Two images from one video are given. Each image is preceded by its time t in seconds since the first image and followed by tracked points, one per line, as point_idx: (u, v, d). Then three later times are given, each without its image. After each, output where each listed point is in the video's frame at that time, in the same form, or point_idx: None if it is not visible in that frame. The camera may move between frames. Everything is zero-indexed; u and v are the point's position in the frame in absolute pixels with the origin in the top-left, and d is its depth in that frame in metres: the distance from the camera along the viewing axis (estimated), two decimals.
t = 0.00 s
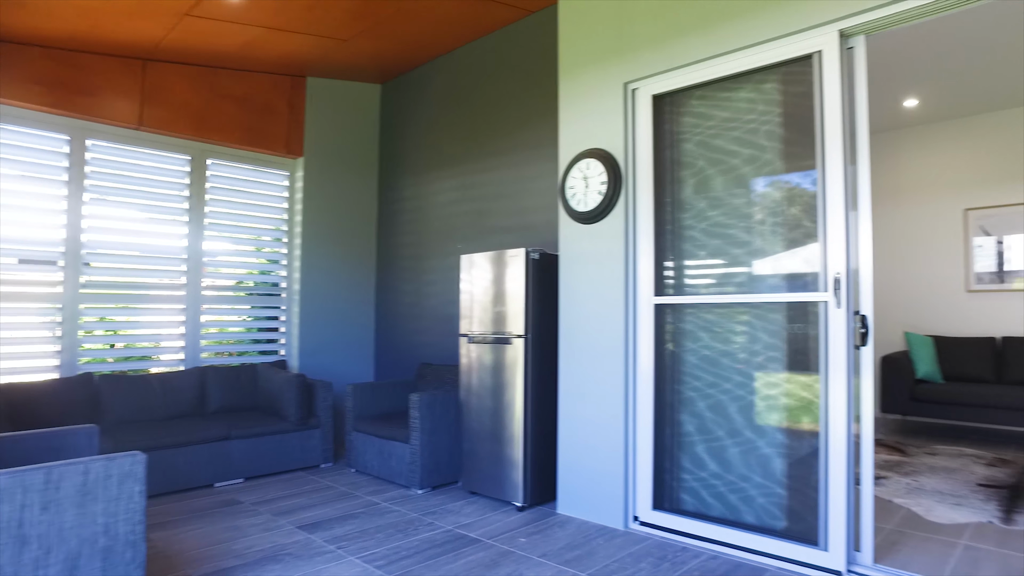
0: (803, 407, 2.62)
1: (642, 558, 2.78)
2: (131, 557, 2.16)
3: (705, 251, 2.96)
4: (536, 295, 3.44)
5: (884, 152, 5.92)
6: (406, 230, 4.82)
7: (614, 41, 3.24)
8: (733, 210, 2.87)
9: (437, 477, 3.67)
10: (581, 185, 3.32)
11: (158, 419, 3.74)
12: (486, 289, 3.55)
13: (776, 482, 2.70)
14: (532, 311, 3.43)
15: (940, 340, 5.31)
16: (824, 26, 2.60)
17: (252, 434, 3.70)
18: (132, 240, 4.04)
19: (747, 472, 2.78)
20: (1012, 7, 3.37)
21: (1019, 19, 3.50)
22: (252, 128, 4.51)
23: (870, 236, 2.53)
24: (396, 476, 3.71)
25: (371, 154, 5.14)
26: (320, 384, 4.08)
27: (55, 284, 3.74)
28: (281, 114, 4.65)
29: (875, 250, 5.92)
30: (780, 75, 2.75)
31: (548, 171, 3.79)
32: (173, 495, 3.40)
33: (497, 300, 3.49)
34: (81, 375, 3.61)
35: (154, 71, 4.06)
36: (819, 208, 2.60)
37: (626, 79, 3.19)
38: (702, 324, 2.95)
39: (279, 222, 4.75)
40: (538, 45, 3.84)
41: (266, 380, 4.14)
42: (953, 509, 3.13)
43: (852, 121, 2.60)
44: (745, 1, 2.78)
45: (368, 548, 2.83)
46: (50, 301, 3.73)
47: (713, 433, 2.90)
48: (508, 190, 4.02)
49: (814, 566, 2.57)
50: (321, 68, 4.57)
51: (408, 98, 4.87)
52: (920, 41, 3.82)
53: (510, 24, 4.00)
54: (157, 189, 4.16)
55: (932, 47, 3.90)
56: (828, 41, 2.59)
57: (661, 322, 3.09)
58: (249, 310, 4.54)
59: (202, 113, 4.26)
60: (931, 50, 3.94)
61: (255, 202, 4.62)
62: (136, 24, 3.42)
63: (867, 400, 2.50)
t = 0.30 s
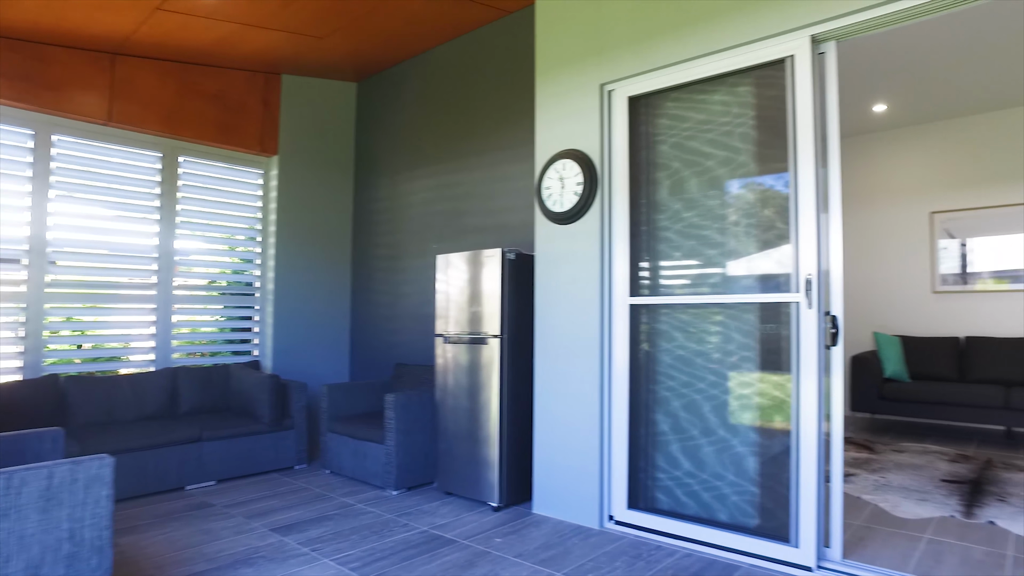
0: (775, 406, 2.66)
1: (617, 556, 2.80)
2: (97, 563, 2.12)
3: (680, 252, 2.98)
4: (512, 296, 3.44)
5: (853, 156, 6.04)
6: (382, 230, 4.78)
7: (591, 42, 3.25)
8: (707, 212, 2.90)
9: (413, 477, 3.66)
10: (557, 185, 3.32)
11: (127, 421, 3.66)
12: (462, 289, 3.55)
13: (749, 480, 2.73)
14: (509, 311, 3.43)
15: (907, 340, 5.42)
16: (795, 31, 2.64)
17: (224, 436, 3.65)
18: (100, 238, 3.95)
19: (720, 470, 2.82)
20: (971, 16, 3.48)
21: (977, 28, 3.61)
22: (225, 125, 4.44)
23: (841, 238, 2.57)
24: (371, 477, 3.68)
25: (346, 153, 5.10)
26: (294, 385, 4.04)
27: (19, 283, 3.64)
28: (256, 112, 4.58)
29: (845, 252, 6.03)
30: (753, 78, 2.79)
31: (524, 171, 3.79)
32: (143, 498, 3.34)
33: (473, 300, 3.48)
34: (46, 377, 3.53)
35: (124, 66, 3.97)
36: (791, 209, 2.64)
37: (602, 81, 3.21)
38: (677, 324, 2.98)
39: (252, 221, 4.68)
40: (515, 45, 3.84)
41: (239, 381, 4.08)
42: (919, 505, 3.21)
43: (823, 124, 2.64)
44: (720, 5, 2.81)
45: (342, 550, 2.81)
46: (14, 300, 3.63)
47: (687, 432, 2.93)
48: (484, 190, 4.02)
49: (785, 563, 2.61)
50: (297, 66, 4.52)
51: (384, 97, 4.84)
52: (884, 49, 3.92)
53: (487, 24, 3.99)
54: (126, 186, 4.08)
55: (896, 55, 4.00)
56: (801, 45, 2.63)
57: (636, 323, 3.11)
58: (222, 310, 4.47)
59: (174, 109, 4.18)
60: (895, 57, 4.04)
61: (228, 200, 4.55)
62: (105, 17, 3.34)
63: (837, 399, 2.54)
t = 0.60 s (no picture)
0: (749, 405, 2.69)
1: (592, 555, 2.81)
2: (61, 570, 2.06)
3: (655, 252, 3.00)
4: (488, 295, 3.44)
5: (823, 159, 6.14)
6: (358, 229, 4.74)
7: (567, 42, 3.26)
8: (683, 212, 2.93)
9: (388, 478, 3.64)
10: (532, 185, 3.32)
11: (95, 423, 3.58)
12: (437, 289, 3.53)
13: (722, 478, 2.76)
14: (485, 311, 3.43)
15: (876, 340, 5.52)
16: (768, 35, 2.67)
17: (195, 438, 3.59)
18: (67, 236, 3.85)
19: (695, 468, 2.84)
20: (932, 25, 3.57)
21: (938, 36, 3.72)
22: (197, 122, 4.36)
23: (812, 239, 2.61)
24: (346, 478, 3.66)
25: (321, 151, 5.04)
26: (267, 385, 3.99)
27: None
28: (229, 109, 4.51)
29: (816, 253, 6.13)
30: (728, 80, 2.81)
31: (501, 171, 3.79)
32: (110, 502, 3.27)
33: (449, 299, 3.47)
34: (10, 379, 3.43)
35: (91, 59, 3.87)
36: (764, 211, 2.67)
37: (578, 82, 3.22)
38: (652, 324, 3.00)
39: (225, 219, 4.61)
40: (491, 45, 3.84)
41: (211, 381, 4.02)
42: (886, 500, 3.28)
43: (795, 128, 2.68)
44: (695, 8, 2.83)
45: (316, 552, 2.78)
46: None
47: (662, 431, 2.95)
48: (460, 190, 4.00)
49: (757, 559, 2.65)
50: (272, 62, 4.45)
51: (359, 95, 4.80)
52: (850, 55, 4.00)
53: (463, 24, 3.98)
54: (94, 183, 3.98)
55: (862, 61, 4.08)
56: (774, 49, 2.66)
57: (612, 322, 3.12)
58: (194, 310, 4.40)
59: (144, 105, 4.09)
60: (861, 63, 4.12)
61: (200, 198, 4.48)
62: (72, 8, 3.26)
63: (808, 398, 2.58)
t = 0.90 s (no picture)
0: (722, 404, 2.72)
1: (567, 554, 2.82)
2: None
3: (630, 253, 3.02)
4: (464, 295, 3.43)
5: (795, 162, 6.24)
6: (333, 228, 4.69)
7: (544, 43, 3.26)
8: (658, 213, 2.95)
9: (363, 479, 3.61)
10: (508, 185, 3.32)
11: (60, 426, 3.50)
12: (413, 289, 3.51)
13: (696, 476, 2.79)
14: (462, 310, 3.42)
15: (845, 340, 5.61)
16: (741, 39, 2.70)
17: (165, 440, 3.52)
18: (32, 234, 3.74)
19: (669, 467, 2.87)
20: (894, 33, 3.66)
21: (901, 44, 3.81)
22: (169, 119, 4.28)
23: (784, 240, 2.65)
24: (320, 480, 3.62)
25: (295, 149, 4.99)
26: (240, 386, 3.94)
27: None
28: (202, 105, 4.43)
29: (788, 254, 6.22)
30: (702, 83, 2.84)
31: (478, 170, 3.78)
32: (76, 507, 3.19)
33: (424, 299, 3.46)
34: None
35: (57, 52, 3.77)
36: (737, 212, 2.70)
37: (554, 83, 3.22)
38: (626, 324, 3.02)
39: (197, 218, 4.54)
40: (468, 45, 3.83)
41: (182, 383, 3.95)
42: (854, 496, 3.34)
43: (767, 131, 2.71)
44: (670, 10, 2.86)
45: (289, 555, 2.74)
46: None
47: (636, 430, 2.97)
48: (436, 190, 3.99)
49: (729, 556, 2.68)
50: (246, 59, 4.39)
51: (334, 93, 4.75)
52: (817, 61, 4.08)
53: (439, 23, 3.97)
54: (60, 179, 3.88)
55: (830, 66, 4.16)
56: (747, 53, 2.70)
57: (587, 322, 3.14)
58: (165, 310, 4.32)
59: (112, 100, 4.00)
60: (829, 68, 4.20)
61: (170, 196, 4.40)
62: None
63: (780, 397, 2.62)
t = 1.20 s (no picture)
0: (697, 403, 2.75)
1: (544, 554, 2.82)
2: None
3: (607, 253, 3.04)
4: (440, 295, 3.42)
5: (769, 164, 6.32)
6: (309, 227, 4.64)
7: (521, 43, 3.26)
8: (634, 214, 2.96)
9: (338, 481, 3.58)
10: (485, 185, 3.31)
11: (25, 429, 3.41)
12: (389, 289, 3.49)
13: (672, 475, 2.82)
14: (438, 310, 3.41)
15: (817, 340, 5.70)
16: (717, 42, 2.73)
17: (135, 443, 3.45)
18: None
19: (645, 466, 2.89)
20: (859, 40, 3.75)
21: (866, 50, 3.90)
22: (139, 115, 4.20)
23: (757, 241, 2.68)
24: (295, 481, 3.58)
25: (270, 148, 4.93)
26: (213, 387, 3.88)
27: None
28: (173, 101, 4.36)
29: (763, 255, 6.29)
30: (677, 85, 2.86)
31: (455, 170, 3.77)
32: (42, 512, 3.11)
33: (400, 299, 3.44)
34: None
35: (22, 44, 3.66)
36: (712, 213, 2.73)
37: (531, 83, 3.22)
38: (602, 324, 3.04)
39: (169, 216, 4.47)
40: (444, 45, 3.82)
41: (153, 384, 3.89)
42: (826, 493, 3.40)
43: (742, 133, 2.74)
44: (646, 13, 2.88)
45: (263, 558, 2.71)
46: None
47: (612, 430, 2.99)
48: (413, 189, 3.97)
49: (704, 554, 2.71)
50: (221, 55, 4.33)
51: (310, 91, 4.71)
52: (786, 65, 4.15)
53: (416, 22, 3.95)
54: (25, 175, 3.76)
55: (799, 71, 4.23)
56: (722, 56, 2.72)
57: (564, 323, 3.14)
58: (135, 310, 4.24)
59: (80, 95, 3.90)
60: (799, 73, 4.27)
61: (140, 194, 4.32)
62: None
63: (754, 397, 2.65)
